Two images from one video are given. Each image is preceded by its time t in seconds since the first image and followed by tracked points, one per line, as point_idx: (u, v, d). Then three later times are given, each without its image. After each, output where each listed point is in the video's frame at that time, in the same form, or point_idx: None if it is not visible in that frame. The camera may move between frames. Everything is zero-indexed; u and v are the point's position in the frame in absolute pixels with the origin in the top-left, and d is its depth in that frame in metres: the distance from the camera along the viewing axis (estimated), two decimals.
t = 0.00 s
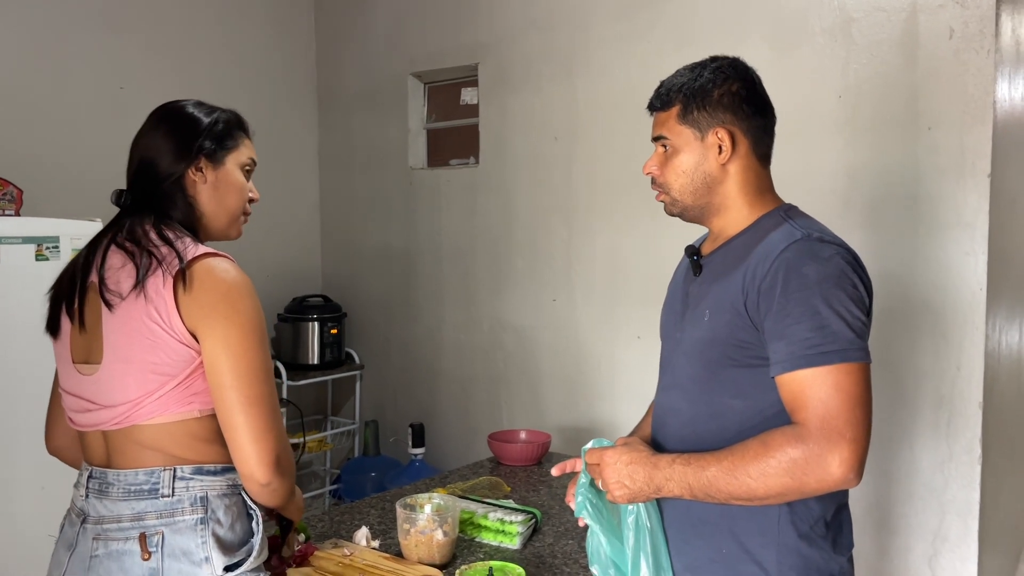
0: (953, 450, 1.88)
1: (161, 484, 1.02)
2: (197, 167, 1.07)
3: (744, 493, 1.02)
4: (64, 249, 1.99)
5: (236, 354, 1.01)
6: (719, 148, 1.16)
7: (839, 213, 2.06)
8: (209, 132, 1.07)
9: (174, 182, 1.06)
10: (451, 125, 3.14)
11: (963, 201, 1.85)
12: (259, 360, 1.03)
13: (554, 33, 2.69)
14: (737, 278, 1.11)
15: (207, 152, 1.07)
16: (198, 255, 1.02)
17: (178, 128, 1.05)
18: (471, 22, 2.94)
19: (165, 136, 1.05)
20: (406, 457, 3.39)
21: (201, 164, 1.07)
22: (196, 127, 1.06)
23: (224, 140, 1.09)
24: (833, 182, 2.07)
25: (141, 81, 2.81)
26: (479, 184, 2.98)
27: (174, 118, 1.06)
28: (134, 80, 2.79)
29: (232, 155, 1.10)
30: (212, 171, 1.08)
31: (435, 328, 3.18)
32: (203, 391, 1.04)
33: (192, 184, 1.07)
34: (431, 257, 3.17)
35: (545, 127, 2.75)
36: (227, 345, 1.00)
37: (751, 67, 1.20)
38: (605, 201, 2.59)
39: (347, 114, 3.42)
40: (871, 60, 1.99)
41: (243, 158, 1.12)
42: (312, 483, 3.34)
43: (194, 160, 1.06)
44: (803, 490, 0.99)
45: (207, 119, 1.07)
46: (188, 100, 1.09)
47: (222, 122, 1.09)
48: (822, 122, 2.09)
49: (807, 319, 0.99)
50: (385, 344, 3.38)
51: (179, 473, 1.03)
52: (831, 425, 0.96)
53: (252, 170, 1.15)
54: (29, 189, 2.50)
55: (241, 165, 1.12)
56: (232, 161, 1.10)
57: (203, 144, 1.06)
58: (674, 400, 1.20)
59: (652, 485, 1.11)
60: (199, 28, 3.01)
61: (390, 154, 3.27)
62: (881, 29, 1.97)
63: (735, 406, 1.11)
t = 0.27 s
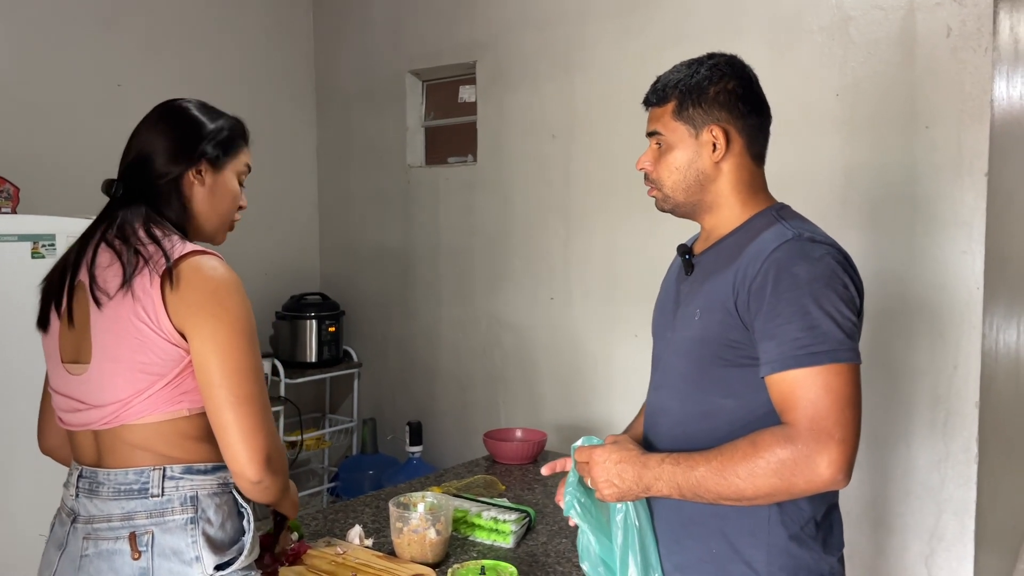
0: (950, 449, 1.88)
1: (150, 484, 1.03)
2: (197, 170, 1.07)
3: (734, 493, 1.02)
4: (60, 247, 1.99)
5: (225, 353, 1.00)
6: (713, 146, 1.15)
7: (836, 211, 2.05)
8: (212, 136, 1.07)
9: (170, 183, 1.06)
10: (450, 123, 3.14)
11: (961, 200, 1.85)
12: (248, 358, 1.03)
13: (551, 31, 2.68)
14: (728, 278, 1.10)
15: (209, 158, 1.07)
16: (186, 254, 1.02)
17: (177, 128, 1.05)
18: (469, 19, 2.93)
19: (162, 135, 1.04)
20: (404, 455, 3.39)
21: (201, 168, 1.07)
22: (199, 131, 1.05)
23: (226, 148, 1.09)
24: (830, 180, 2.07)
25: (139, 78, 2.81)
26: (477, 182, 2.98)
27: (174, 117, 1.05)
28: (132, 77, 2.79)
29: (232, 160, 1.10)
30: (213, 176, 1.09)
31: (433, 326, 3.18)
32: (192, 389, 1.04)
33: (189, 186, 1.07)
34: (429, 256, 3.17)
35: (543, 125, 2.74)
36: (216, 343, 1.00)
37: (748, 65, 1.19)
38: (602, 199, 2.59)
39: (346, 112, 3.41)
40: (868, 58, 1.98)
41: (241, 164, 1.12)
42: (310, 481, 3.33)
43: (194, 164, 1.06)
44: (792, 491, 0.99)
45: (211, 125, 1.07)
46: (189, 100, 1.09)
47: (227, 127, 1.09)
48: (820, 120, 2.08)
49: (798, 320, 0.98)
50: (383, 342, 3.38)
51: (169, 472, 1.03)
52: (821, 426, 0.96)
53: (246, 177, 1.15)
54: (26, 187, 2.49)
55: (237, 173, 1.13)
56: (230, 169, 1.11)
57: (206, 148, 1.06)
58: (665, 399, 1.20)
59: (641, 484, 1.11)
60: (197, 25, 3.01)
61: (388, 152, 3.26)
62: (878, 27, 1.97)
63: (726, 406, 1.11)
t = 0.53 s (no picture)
0: (948, 449, 1.88)
1: (142, 484, 1.04)
2: (208, 189, 1.08)
3: (725, 495, 1.03)
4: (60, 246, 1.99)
5: (215, 355, 1.01)
6: (708, 146, 1.16)
7: (835, 211, 2.06)
8: (231, 160, 1.08)
9: (178, 193, 1.06)
10: (449, 122, 3.14)
11: (959, 200, 1.85)
12: (238, 359, 1.03)
13: (552, 30, 2.68)
14: (722, 280, 1.11)
15: (224, 181, 1.09)
16: (178, 255, 1.02)
17: (197, 144, 1.05)
18: (470, 18, 2.93)
19: (179, 146, 1.05)
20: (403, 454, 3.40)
21: (212, 187, 1.08)
22: (219, 152, 1.07)
23: (242, 170, 1.10)
24: (830, 180, 2.07)
25: (139, 77, 2.81)
26: (477, 181, 2.98)
27: (198, 134, 1.06)
28: (132, 76, 2.79)
29: (242, 182, 1.12)
30: (222, 194, 1.10)
31: (433, 325, 3.19)
32: (183, 391, 1.05)
33: (196, 200, 1.08)
34: (429, 255, 3.17)
35: (543, 124, 2.74)
36: (206, 345, 1.00)
37: (744, 65, 1.19)
38: (603, 198, 2.59)
39: (346, 111, 3.41)
40: (868, 58, 1.99)
41: (248, 187, 1.15)
42: (311, 480, 3.34)
43: (207, 184, 1.07)
44: (783, 494, 0.99)
45: (232, 148, 1.09)
46: (206, 109, 1.10)
47: (245, 152, 1.11)
48: (820, 120, 2.08)
49: (791, 323, 0.99)
50: (383, 341, 3.38)
51: (161, 472, 1.04)
52: (814, 429, 0.96)
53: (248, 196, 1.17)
54: (26, 186, 2.50)
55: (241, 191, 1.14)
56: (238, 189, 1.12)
57: (224, 173, 1.08)
58: (659, 400, 1.20)
59: (633, 484, 1.11)
60: (198, 24, 3.01)
61: (388, 151, 3.26)
62: (878, 26, 1.97)
63: (719, 408, 1.11)
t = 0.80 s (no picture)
0: (951, 449, 1.88)
1: (143, 481, 1.05)
2: (209, 187, 1.09)
3: (726, 495, 1.03)
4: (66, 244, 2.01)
5: (216, 355, 1.02)
6: (708, 146, 1.16)
7: (838, 211, 2.06)
8: (234, 159, 1.09)
9: (180, 192, 1.07)
10: (454, 122, 3.15)
11: (963, 200, 1.85)
12: (238, 359, 1.04)
13: (556, 30, 2.69)
14: (723, 280, 1.11)
15: (226, 180, 1.09)
16: (178, 256, 1.03)
17: (201, 143, 1.06)
18: (475, 18, 2.94)
19: (183, 145, 1.06)
20: (407, 452, 3.41)
21: (214, 186, 1.09)
22: (222, 151, 1.08)
23: (244, 169, 1.11)
24: (833, 180, 2.07)
25: (145, 77, 2.83)
26: (482, 180, 2.99)
27: (201, 132, 1.07)
28: (139, 75, 2.81)
29: (244, 182, 1.13)
30: (224, 193, 1.11)
31: (437, 323, 3.20)
32: (183, 390, 1.06)
33: (198, 199, 1.09)
34: (433, 254, 3.19)
35: (547, 124, 2.75)
36: (206, 345, 1.01)
37: (744, 64, 1.20)
38: (606, 198, 2.60)
39: (351, 110, 3.43)
40: (872, 58, 1.99)
41: (250, 186, 1.15)
42: (315, 478, 3.38)
43: (209, 183, 1.08)
44: (783, 494, 1.00)
45: (235, 147, 1.09)
46: (211, 108, 1.11)
47: (248, 151, 1.12)
48: (823, 120, 2.08)
49: (791, 323, 0.99)
50: (388, 340, 3.40)
51: (161, 469, 1.06)
52: (813, 429, 0.96)
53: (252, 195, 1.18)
54: (33, 184, 2.52)
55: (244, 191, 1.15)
56: (241, 188, 1.13)
57: (226, 172, 1.09)
58: (659, 400, 1.21)
59: (634, 485, 1.11)
60: (204, 24, 3.03)
61: (393, 150, 3.28)
62: (882, 26, 1.97)
63: (719, 408, 1.12)
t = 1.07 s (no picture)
0: (961, 450, 1.87)
1: (152, 478, 1.07)
2: (219, 187, 1.10)
3: (734, 495, 1.03)
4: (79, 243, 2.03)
5: (223, 354, 1.03)
6: (715, 148, 1.16)
7: (847, 211, 2.05)
8: (243, 159, 1.10)
9: (190, 192, 1.08)
10: (464, 121, 3.16)
11: (973, 200, 1.84)
12: (246, 358, 1.05)
13: (565, 29, 2.69)
14: (732, 280, 1.11)
15: (236, 179, 1.10)
16: (187, 256, 1.04)
17: (212, 142, 1.08)
18: (484, 17, 2.94)
19: (193, 145, 1.07)
20: (416, 450, 3.42)
21: (224, 186, 1.10)
22: (232, 151, 1.09)
23: (253, 169, 1.12)
24: (843, 180, 2.06)
25: (157, 77, 2.85)
26: (491, 179, 2.99)
27: (212, 132, 1.08)
28: (151, 75, 2.83)
29: (254, 182, 1.14)
30: (233, 193, 1.12)
31: (446, 322, 3.21)
32: (191, 388, 1.07)
33: (208, 199, 1.10)
34: (442, 252, 3.19)
35: (556, 123, 2.75)
36: (214, 344, 1.02)
37: (745, 64, 1.20)
38: (615, 198, 2.60)
39: (361, 109, 3.44)
40: (882, 57, 1.98)
41: (260, 185, 1.16)
42: (325, 476, 3.46)
43: (219, 182, 1.09)
44: (792, 494, 1.00)
45: (244, 146, 1.10)
46: (221, 109, 1.12)
47: (257, 151, 1.13)
48: (833, 120, 2.08)
49: (800, 323, 0.99)
50: (397, 338, 3.41)
51: (170, 466, 1.07)
52: (822, 429, 0.96)
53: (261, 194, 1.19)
54: (46, 183, 2.54)
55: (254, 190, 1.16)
56: (250, 187, 1.14)
57: (236, 171, 1.10)
58: (667, 399, 1.21)
59: (643, 485, 1.11)
60: (216, 24, 3.05)
61: (403, 149, 3.29)
62: (892, 25, 1.96)
63: (728, 408, 1.12)
